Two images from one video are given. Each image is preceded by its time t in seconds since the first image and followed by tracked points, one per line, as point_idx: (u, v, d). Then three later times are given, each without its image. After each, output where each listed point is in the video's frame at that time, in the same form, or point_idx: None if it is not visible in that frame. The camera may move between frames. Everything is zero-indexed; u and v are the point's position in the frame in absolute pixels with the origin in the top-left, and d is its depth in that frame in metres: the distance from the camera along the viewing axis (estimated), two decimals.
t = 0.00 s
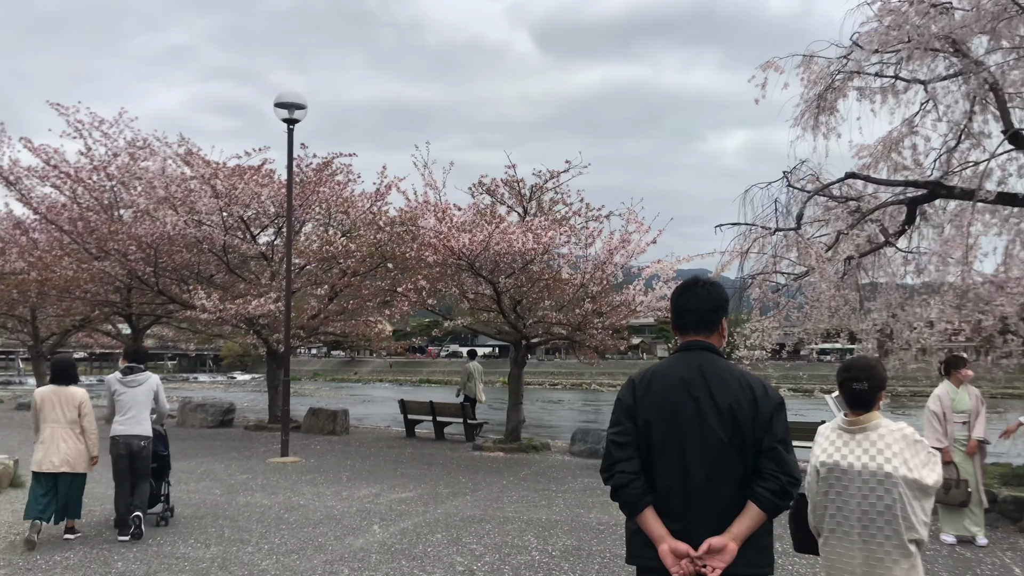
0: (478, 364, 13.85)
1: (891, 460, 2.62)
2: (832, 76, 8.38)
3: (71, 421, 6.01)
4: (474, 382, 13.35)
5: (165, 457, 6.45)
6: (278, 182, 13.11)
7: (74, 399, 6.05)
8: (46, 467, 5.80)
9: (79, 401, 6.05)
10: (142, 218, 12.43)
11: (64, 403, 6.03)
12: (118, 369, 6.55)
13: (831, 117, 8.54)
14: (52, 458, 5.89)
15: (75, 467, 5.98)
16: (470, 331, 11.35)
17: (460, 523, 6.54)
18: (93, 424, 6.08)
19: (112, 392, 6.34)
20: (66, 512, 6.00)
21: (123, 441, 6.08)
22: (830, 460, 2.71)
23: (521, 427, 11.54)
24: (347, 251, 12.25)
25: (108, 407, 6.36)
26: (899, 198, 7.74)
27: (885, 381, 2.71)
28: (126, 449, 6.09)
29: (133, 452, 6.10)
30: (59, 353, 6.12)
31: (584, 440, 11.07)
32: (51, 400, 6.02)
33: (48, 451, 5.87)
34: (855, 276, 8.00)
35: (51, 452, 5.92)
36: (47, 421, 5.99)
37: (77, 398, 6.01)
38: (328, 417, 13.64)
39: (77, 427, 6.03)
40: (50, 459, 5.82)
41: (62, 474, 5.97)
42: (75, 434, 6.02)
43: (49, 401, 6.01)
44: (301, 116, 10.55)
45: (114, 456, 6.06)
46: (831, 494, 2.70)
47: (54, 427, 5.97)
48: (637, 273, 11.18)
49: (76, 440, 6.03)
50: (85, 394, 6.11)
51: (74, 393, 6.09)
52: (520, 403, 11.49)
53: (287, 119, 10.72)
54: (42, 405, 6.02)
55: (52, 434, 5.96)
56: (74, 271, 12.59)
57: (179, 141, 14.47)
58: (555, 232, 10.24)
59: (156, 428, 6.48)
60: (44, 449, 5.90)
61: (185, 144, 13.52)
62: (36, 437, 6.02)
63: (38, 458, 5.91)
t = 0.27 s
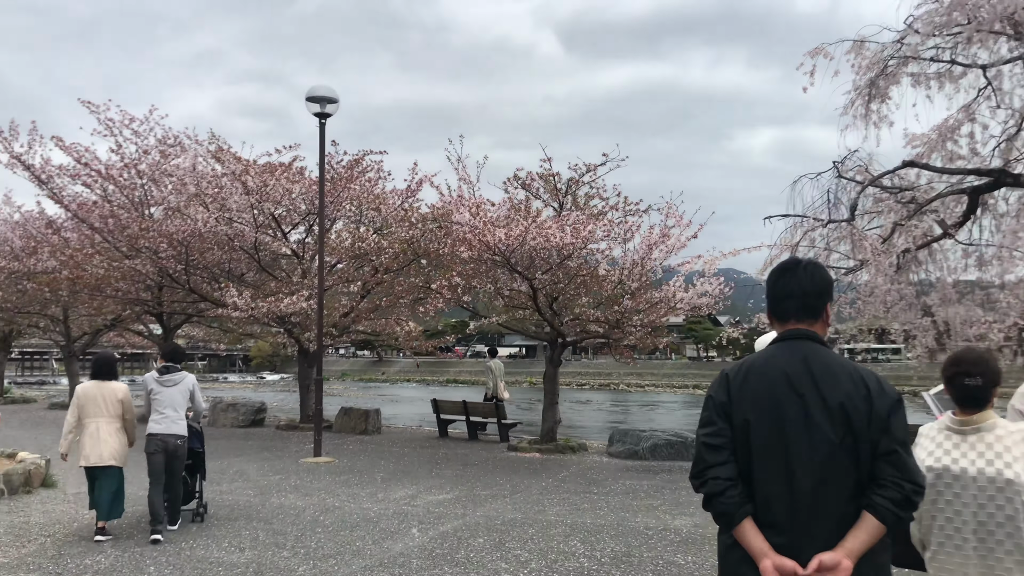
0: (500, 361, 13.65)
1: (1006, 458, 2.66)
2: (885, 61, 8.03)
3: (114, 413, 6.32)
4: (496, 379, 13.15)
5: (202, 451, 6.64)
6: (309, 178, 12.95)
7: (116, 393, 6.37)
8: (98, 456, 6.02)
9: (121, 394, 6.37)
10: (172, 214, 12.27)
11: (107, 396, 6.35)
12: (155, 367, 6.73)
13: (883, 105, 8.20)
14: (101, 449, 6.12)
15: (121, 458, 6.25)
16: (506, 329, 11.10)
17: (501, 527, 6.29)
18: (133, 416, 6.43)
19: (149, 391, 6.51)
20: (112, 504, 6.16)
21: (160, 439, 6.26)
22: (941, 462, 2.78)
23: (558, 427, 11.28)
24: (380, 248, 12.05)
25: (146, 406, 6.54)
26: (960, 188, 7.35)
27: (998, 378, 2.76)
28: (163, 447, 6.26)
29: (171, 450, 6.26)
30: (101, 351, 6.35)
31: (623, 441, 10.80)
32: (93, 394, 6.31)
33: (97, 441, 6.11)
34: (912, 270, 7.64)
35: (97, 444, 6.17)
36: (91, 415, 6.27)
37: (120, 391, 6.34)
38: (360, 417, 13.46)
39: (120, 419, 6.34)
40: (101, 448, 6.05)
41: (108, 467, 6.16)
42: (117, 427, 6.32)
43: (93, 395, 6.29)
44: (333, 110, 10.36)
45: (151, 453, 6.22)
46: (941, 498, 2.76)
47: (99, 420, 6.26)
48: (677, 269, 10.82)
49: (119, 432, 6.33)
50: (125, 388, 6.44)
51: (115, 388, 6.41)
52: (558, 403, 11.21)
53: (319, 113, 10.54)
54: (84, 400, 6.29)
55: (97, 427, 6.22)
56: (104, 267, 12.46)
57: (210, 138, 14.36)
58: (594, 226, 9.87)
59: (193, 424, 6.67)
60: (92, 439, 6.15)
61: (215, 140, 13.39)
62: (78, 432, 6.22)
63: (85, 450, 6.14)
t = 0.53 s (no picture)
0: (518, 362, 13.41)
1: None
2: (940, 46, 7.66)
3: (146, 413, 6.40)
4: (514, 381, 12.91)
5: (232, 451, 6.63)
6: (337, 175, 12.74)
7: (148, 393, 6.48)
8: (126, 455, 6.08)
9: (152, 394, 6.49)
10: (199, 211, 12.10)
11: (138, 397, 6.44)
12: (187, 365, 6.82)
13: (938, 93, 7.83)
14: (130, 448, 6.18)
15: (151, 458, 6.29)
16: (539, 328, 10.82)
17: (543, 535, 6.00)
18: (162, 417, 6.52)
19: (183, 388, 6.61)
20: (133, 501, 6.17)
21: (196, 437, 6.35)
22: None
23: (593, 429, 10.98)
24: (410, 245, 11.81)
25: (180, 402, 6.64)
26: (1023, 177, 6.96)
27: None
28: (198, 444, 6.34)
29: (204, 447, 6.35)
30: (134, 352, 6.49)
31: (660, 443, 10.49)
32: (125, 394, 6.42)
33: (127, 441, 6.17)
34: (972, 265, 7.25)
35: (128, 443, 6.23)
36: (122, 415, 6.35)
37: (152, 390, 6.46)
38: (390, 417, 13.24)
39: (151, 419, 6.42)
40: (129, 448, 6.10)
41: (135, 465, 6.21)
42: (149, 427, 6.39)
43: (124, 395, 6.40)
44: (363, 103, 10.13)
45: (186, 451, 6.31)
46: None
47: (129, 420, 6.34)
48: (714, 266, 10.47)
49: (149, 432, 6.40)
50: (156, 389, 6.56)
51: (147, 388, 6.52)
52: (593, 404, 10.90)
53: (348, 107, 10.32)
54: (115, 401, 6.40)
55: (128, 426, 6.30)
56: (131, 266, 12.32)
57: (237, 134, 14.19)
58: (632, 221, 9.53)
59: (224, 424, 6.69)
60: (121, 439, 6.22)
61: (243, 137, 13.22)
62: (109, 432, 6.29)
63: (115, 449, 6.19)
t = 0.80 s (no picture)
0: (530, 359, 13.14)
1: None
2: (990, 30, 7.32)
3: (165, 413, 6.30)
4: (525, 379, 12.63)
5: (255, 449, 6.57)
6: (360, 171, 12.54)
7: (169, 392, 6.33)
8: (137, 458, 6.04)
9: (174, 393, 6.33)
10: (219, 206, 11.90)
11: (160, 395, 6.34)
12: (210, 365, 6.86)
13: (986, 79, 7.49)
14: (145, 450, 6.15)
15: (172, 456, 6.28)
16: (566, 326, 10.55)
17: (576, 541, 5.73)
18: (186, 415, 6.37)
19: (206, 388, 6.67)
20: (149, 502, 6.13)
21: (218, 436, 6.38)
22: None
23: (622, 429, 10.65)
24: (434, 241, 11.59)
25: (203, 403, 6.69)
26: None
27: None
28: (220, 443, 6.37)
29: (226, 446, 6.36)
30: (157, 350, 6.45)
31: (692, 443, 10.17)
32: (147, 392, 6.32)
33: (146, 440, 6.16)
34: None
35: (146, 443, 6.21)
36: (143, 413, 6.29)
37: (171, 391, 6.29)
38: (413, 417, 13.02)
39: (172, 418, 6.32)
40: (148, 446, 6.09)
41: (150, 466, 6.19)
42: (169, 426, 6.31)
43: (146, 393, 6.31)
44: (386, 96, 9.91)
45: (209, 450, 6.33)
46: None
47: (150, 419, 6.27)
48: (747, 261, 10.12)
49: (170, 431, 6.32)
50: (179, 387, 6.39)
51: (169, 386, 6.38)
52: (622, 403, 10.58)
53: (371, 100, 10.10)
54: (139, 397, 6.34)
55: (148, 426, 6.26)
56: (152, 262, 12.16)
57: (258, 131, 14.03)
58: (666, 214, 9.20)
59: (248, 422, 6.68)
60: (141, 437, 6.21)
61: (265, 133, 13.06)
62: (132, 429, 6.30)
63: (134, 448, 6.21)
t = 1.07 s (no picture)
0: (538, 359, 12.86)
1: None
2: None
3: (189, 412, 6.32)
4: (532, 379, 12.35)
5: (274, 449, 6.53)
6: (379, 167, 12.29)
7: (193, 392, 6.36)
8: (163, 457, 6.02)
9: (198, 393, 6.36)
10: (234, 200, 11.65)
11: (183, 395, 6.34)
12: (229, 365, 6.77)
13: None
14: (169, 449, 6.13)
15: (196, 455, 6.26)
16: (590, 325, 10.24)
17: (607, 551, 5.45)
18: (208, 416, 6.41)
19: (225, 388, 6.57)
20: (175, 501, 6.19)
21: (236, 435, 6.25)
22: None
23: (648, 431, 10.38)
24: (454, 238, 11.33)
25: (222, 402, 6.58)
26: None
27: None
28: (240, 444, 6.23)
29: (247, 447, 6.22)
30: (179, 350, 6.44)
31: (720, 447, 9.86)
32: (171, 392, 6.32)
33: (167, 440, 6.16)
34: None
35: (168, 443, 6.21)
36: (166, 413, 6.30)
37: (196, 390, 6.30)
38: (433, 418, 12.76)
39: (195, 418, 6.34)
40: (168, 446, 6.09)
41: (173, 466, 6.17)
42: (191, 426, 6.33)
43: (169, 393, 6.31)
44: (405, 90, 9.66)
45: (229, 451, 6.18)
46: None
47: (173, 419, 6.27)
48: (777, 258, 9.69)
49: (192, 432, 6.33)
50: (202, 387, 6.44)
51: (193, 386, 6.39)
52: (648, 405, 10.30)
53: (390, 94, 9.84)
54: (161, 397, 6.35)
55: (171, 425, 6.25)
56: (168, 260, 11.96)
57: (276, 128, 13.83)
58: (696, 208, 8.86)
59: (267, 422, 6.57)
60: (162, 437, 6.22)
61: (282, 129, 12.84)
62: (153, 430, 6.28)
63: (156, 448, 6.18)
